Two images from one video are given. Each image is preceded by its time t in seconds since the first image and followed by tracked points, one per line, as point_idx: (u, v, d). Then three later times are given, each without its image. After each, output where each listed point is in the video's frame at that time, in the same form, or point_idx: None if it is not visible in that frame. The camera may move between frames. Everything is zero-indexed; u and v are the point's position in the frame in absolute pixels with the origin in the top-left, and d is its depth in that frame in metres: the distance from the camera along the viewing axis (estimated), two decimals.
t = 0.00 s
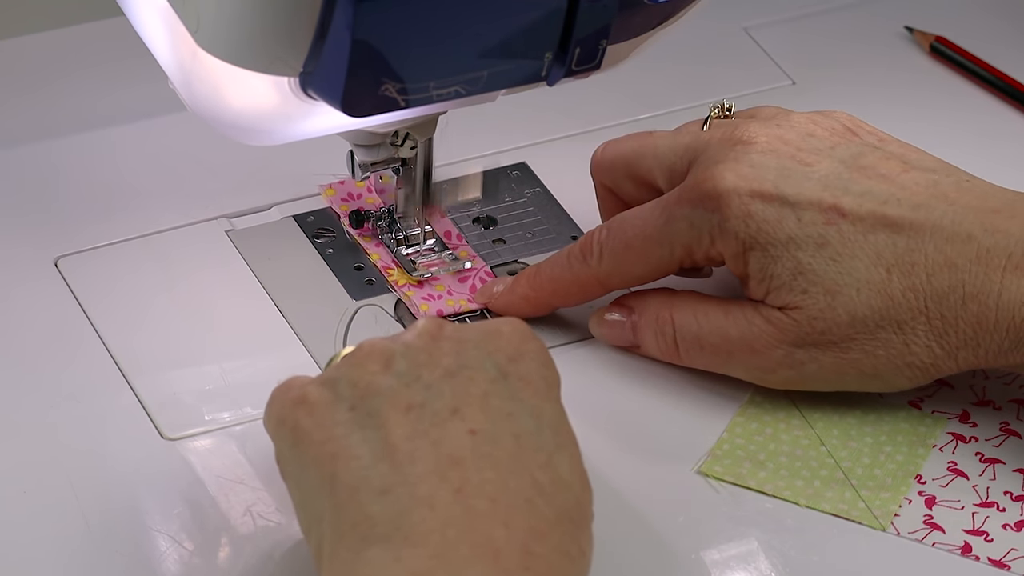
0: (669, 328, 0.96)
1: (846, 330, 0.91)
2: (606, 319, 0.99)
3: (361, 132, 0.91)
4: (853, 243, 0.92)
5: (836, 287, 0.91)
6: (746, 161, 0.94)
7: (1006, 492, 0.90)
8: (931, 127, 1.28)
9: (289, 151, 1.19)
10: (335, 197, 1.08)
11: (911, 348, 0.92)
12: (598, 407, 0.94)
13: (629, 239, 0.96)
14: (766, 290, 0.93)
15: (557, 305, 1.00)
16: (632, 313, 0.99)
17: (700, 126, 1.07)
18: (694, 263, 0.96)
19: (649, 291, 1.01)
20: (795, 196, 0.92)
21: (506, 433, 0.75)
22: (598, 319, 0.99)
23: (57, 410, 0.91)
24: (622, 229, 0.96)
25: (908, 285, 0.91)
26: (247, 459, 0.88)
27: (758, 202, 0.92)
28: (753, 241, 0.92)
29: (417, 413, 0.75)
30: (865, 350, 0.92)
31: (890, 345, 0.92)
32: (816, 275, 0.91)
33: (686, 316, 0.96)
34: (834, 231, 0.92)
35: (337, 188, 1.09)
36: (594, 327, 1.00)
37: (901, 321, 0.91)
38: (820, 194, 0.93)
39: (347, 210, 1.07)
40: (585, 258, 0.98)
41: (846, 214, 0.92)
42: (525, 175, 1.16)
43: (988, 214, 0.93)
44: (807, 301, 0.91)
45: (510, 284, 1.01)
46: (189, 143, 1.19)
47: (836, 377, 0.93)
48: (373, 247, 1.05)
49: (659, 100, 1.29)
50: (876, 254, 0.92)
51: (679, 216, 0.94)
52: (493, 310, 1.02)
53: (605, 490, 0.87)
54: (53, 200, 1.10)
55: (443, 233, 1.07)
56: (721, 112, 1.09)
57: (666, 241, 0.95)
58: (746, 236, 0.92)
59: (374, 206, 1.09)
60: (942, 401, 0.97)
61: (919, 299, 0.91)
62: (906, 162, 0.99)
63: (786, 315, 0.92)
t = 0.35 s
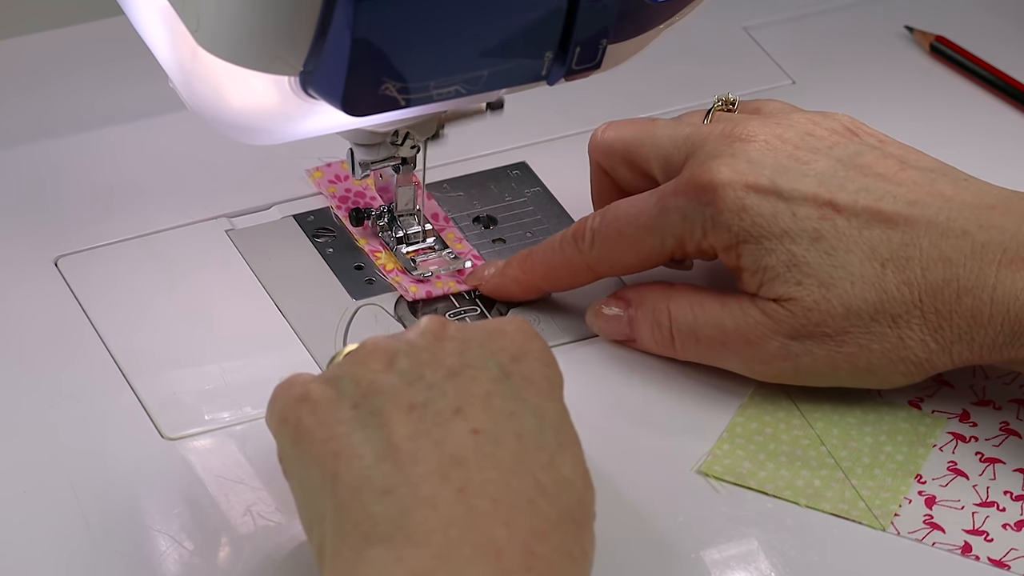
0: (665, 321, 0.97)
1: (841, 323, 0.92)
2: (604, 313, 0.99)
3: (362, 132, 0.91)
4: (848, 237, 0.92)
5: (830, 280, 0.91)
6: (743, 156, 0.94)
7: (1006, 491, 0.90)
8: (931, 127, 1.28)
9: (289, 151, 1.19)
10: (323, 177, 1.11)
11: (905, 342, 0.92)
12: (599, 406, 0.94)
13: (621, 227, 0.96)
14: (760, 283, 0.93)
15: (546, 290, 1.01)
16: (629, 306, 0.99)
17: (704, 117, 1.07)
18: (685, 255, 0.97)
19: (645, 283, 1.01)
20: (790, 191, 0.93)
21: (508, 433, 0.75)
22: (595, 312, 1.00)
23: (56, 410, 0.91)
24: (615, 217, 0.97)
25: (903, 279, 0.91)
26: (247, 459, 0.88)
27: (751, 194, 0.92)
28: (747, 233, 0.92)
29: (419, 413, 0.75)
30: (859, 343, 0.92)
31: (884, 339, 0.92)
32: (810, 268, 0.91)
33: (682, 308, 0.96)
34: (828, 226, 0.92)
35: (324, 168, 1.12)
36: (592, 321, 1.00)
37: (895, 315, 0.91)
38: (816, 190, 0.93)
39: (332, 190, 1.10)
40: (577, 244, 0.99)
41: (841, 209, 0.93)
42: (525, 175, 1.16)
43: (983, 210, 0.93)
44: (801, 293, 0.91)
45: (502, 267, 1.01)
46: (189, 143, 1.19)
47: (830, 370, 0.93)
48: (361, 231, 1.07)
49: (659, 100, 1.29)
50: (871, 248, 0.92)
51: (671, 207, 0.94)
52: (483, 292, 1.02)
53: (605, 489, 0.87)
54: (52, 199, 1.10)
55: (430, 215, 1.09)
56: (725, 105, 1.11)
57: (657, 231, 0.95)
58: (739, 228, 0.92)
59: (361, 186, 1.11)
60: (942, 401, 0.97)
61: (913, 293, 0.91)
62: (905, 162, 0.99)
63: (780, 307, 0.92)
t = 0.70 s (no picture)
0: (665, 314, 0.97)
1: (839, 317, 0.91)
2: (605, 308, 1.00)
3: (362, 132, 0.91)
4: (847, 233, 0.92)
5: (828, 274, 0.91)
6: (744, 154, 0.95)
7: (1006, 492, 0.90)
8: (931, 128, 1.28)
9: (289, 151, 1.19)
10: (311, 167, 1.14)
11: (904, 338, 0.92)
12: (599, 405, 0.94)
13: (620, 217, 0.97)
14: (758, 276, 0.93)
15: (541, 279, 1.01)
16: (630, 301, 0.99)
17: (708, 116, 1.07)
18: (682, 250, 0.97)
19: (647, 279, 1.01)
20: (789, 187, 0.93)
21: (509, 434, 0.75)
22: (597, 309, 1.00)
23: (56, 410, 0.91)
24: (613, 209, 0.97)
25: (902, 274, 0.91)
26: (247, 459, 0.88)
27: (750, 188, 0.92)
28: (745, 228, 0.93)
29: (421, 413, 0.75)
30: (857, 338, 0.92)
31: (883, 334, 0.92)
32: (808, 262, 0.92)
33: (683, 302, 0.96)
34: (827, 222, 0.92)
35: (313, 159, 1.15)
36: (593, 316, 1.01)
37: (894, 310, 0.91)
38: (815, 187, 0.94)
39: (322, 179, 1.13)
40: (575, 235, 0.99)
41: (840, 206, 0.93)
42: (525, 175, 1.16)
43: (984, 208, 0.93)
44: (800, 286, 0.91)
45: (499, 256, 1.02)
46: (189, 143, 1.19)
47: (829, 365, 0.93)
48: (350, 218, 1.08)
49: (659, 100, 1.29)
50: (870, 244, 0.92)
51: (670, 200, 0.94)
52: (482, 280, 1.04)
53: (605, 489, 0.87)
54: (53, 199, 1.10)
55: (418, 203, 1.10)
56: (730, 104, 1.11)
57: (655, 224, 0.95)
58: (738, 222, 0.93)
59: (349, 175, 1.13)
60: (942, 401, 0.97)
61: (912, 288, 0.91)
62: (906, 162, 0.99)
63: (778, 299, 0.92)
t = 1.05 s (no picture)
0: (724, 267, 0.96)
1: (898, 271, 0.91)
2: (667, 258, 1.01)
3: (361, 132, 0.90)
4: (910, 184, 0.92)
5: (889, 227, 0.91)
6: (808, 99, 0.94)
7: (1006, 491, 0.90)
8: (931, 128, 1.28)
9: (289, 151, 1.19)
10: (304, 155, 1.14)
11: (964, 292, 0.92)
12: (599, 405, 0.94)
13: (683, 159, 0.95)
14: (820, 227, 0.92)
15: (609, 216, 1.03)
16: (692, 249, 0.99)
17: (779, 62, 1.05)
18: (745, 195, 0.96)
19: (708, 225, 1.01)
20: (856, 134, 0.92)
21: (508, 437, 0.75)
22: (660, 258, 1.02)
23: (56, 410, 0.91)
24: (679, 151, 0.96)
25: (963, 228, 0.91)
26: (247, 458, 0.88)
27: (812, 134, 0.91)
28: (807, 175, 0.92)
29: (419, 416, 0.75)
30: (915, 292, 0.92)
31: (941, 289, 0.92)
32: (870, 212, 0.91)
33: (739, 253, 0.95)
34: (892, 170, 0.92)
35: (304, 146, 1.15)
36: (659, 265, 1.02)
37: (954, 265, 0.91)
38: (882, 134, 0.93)
39: (314, 168, 1.13)
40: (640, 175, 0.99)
41: (904, 153, 0.92)
42: (525, 175, 1.16)
43: None
44: (862, 237, 0.91)
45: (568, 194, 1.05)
46: (189, 143, 1.19)
47: (884, 316, 0.94)
48: (342, 209, 1.08)
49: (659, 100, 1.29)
50: (932, 196, 0.92)
51: (732, 146, 0.93)
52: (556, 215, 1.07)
53: (604, 490, 0.87)
54: (53, 200, 1.10)
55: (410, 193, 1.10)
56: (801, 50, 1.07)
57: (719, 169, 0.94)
58: (803, 170, 0.92)
59: (341, 164, 1.13)
60: (942, 401, 0.97)
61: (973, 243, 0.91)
62: (977, 113, 0.98)
63: (837, 251, 0.92)
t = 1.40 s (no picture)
0: (954, 374, 0.88)
1: None
2: (896, 353, 0.94)
3: (362, 132, 0.90)
4: None
5: None
6: None
7: (1007, 491, 0.90)
8: (931, 128, 1.28)
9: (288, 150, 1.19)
10: (295, 147, 1.16)
11: None
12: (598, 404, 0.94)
13: (931, 275, 0.89)
14: None
15: (862, 337, 0.95)
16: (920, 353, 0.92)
17: None
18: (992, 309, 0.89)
19: (934, 331, 0.93)
20: None
21: (510, 437, 0.75)
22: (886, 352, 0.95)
23: (56, 409, 0.91)
24: (930, 260, 0.89)
25: None
26: (247, 459, 0.88)
27: None
28: None
29: (422, 416, 0.75)
30: None
31: None
32: None
33: (971, 362, 0.87)
34: None
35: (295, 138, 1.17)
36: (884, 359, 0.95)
37: None
38: None
39: (306, 157, 1.14)
40: (884, 286, 0.92)
41: None
42: (525, 175, 1.16)
43: None
44: None
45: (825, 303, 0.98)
46: (189, 142, 1.19)
47: None
48: (335, 198, 1.09)
49: (659, 100, 1.29)
50: None
51: (980, 248, 0.87)
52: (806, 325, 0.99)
53: (604, 489, 0.87)
54: (52, 199, 1.10)
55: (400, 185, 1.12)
56: None
57: (965, 275, 0.87)
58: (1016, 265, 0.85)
59: (333, 153, 1.15)
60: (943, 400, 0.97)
61: None
62: None
63: None
